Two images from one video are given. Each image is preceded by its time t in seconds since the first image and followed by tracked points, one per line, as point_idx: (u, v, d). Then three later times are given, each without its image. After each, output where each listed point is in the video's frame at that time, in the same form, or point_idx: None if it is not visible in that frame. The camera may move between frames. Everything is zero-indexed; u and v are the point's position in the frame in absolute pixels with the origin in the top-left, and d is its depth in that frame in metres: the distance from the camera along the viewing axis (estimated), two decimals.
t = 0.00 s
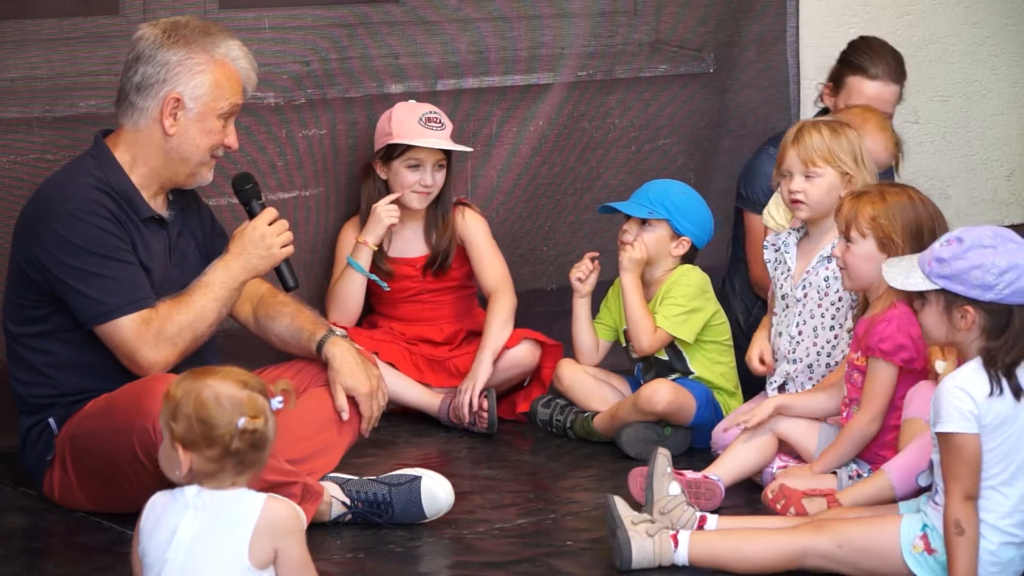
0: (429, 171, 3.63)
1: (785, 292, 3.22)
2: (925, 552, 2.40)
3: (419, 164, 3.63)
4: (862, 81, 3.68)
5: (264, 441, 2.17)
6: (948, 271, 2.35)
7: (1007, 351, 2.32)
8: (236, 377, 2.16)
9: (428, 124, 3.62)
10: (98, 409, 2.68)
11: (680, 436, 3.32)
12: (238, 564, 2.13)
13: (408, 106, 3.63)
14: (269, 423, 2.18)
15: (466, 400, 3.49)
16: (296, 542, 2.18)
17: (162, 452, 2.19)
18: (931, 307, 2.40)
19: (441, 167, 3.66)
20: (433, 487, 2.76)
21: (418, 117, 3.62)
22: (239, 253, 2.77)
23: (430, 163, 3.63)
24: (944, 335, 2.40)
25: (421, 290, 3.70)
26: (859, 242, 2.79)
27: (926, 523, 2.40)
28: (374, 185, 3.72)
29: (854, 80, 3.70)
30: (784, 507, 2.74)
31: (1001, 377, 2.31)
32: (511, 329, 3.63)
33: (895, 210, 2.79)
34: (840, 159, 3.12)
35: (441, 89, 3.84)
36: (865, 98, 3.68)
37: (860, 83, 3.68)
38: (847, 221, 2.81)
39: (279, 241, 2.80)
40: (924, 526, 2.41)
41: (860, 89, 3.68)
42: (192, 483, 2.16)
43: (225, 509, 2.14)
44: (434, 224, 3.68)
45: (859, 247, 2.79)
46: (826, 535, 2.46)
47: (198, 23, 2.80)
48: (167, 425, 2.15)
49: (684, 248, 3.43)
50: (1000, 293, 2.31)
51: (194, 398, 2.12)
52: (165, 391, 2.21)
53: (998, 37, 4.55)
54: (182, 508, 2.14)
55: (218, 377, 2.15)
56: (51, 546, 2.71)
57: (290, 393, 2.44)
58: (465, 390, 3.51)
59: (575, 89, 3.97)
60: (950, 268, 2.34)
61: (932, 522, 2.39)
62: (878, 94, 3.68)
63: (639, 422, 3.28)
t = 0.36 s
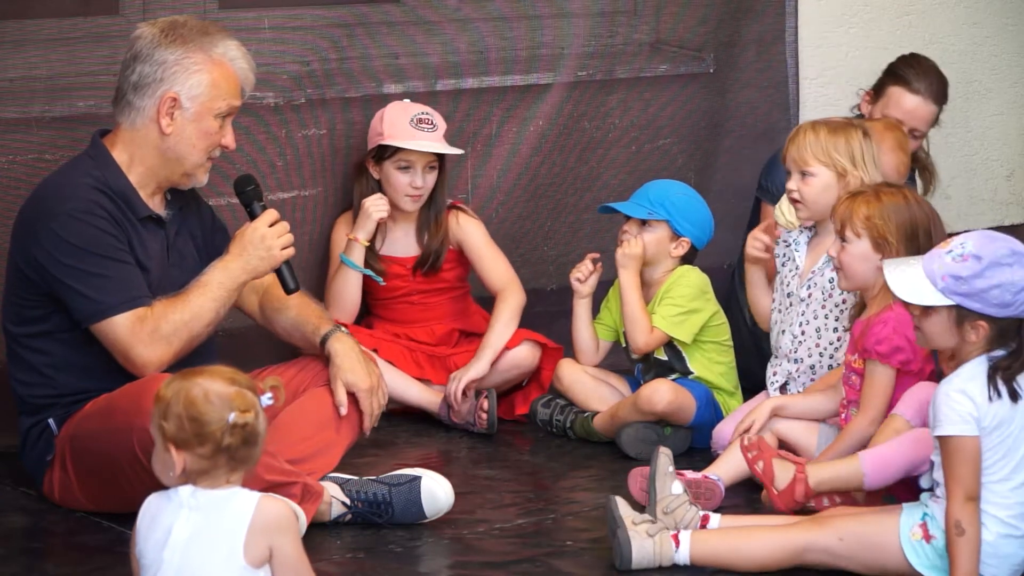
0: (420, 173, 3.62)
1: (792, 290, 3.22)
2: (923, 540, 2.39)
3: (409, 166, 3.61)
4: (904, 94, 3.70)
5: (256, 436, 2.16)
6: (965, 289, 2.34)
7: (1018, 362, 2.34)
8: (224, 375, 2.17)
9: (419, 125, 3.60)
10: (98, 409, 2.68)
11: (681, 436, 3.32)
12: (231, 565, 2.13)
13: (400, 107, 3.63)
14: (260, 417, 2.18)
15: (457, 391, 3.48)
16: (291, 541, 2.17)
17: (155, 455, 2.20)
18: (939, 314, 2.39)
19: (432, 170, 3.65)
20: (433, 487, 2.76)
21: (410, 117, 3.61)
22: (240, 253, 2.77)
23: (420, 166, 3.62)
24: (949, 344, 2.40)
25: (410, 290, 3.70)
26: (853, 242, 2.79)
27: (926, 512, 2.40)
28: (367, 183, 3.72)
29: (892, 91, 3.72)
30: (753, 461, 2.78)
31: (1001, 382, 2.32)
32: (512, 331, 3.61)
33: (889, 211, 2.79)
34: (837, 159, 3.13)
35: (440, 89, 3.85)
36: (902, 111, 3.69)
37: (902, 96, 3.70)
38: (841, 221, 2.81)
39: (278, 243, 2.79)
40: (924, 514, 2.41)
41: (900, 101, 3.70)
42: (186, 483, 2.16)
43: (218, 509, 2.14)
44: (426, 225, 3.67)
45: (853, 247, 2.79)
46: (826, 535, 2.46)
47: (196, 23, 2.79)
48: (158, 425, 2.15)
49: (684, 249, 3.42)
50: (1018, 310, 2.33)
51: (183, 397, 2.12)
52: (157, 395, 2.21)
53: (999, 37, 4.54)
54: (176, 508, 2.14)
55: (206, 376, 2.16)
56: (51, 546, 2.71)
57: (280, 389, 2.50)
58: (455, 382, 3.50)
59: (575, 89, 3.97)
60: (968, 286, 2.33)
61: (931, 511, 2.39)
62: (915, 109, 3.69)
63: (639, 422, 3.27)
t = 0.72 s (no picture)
0: (414, 167, 3.60)
1: (795, 288, 3.21)
2: (928, 550, 2.39)
3: (392, 157, 3.60)
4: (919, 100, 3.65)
5: (254, 434, 2.17)
6: (961, 283, 2.34)
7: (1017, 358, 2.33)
8: (222, 374, 2.17)
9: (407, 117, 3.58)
10: (99, 409, 2.67)
11: (680, 436, 3.32)
12: (230, 563, 2.13)
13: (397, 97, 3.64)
14: (258, 416, 2.18)
15: (458, 389, 3.48)
16: (291, 541, 2.17)
17: (154, 455, 2.20)
18: (936, 314, 2.39)
19: (416, 161, 3.61)
20: (433, 487, 2.76)
21: (400, 110, 3.60)
22: (252, 249, 2.75)
23: (404, 157, 3.59)
24: (948, 347, 2.40)
25: (407, 288, 3.70)
26: (852, 244, 2.80)
27: (931, 521, 2.40)
28: (365, 176, 3.71)
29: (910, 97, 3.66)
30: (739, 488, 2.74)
31: (1005, 381, 2.31)
32: (512, 330, 3.60)
33: (888, 213, 2.78)
34: (842, 160, 3.13)
35: (441, 89, 3.84)
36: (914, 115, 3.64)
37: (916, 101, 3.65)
38: (841, 222, 2.82)
39: (291, 239, 2.79)
40: (929, 524, 2.40)
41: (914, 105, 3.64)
42: (184, 482, 2.16)
43: (217, 507, 2.14)
44: (423, 220, 3.66)
45: (851, 248, 2.80)
46: (826, 534, 2.46)
47: (194, 23, 2.78)
48: (156, 425, 2.15)
49: (681, 249, 3.42)
50: (1014, 306, 2.33)
51: (181, 395, 2.12)
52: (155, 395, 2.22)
53: (999, 37, 4.54)
54: (175, 508, 2.14)
55: (204, 375, 2.16)
56: (51, 546, 2.71)
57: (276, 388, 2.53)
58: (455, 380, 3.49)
59: (575, 89, 3.97)
60: (963, 280, 2.34)
61: (937, 520, 2.38)
62: (930, 118, 3.63)
63: (639, 422, 3.28)
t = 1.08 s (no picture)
0: (433, 160, 3.64)
1: (795, 288, 3.22)
2: (929, 557, 2.39)
3: (408, 149, 3.62)
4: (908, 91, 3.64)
5: (255, 432, 2.17)
6: (953, 280, 2.35)
7: (1012, 359, 2.33)
8: (223, 373, 2.18)
9: (422, 108, 3.60)
10: (99, 409, 2.68)
11: (680, 436, 3.33)
12: (231, 564, 2.13)
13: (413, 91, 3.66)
14: (259, 414, 2.18)
15: (459, 388, 3.48)
16: (292, 541, 2.17)
17: (156, 456, 2.20)
18: (931, 314, 2.41)
19: (432, 153, 3.63)
20: (433, 487, 2.76)
21: (415, 101, 3.62)
22: (256, 255, 2.77)
23: (419, 149, 3.61)
24: (940, 346, 2.41)
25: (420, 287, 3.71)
26: (846, 247, 2.79)
27: (932, 527, 2.40)
28: (383, 172, 3.72)
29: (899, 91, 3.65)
30: (742, 489, 2.71)
31: (1001, 387, 2.31)
32: (515, 330, 3.62)
33: (884, 215, 2.78)
34: (842, 163, 3.13)
35: (444, 89, 3.84)
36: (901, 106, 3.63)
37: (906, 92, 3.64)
38: (836, 223, 2.81)
39: (295, 243, 2.81)
40: (930, 530, 2.40)
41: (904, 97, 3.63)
42: (186, 482, 2.16)
43: (218, 507, 2.14)
44: (445, 216, 3.71)
45: (846, 251, 2.79)
46: (826, 533, 2.46)
47: (195, 25, 2.76)
48: (157, 425, 2.15)
49: (676, 249, 3.41)
50: (1004, 306, 2.33)
51: (183, 394, 2.13)
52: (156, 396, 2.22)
53: (998, 37, 4.56)
54: (176, 507, 2.15)
55: (206, 374, 2.17)
56: (51, 546, 2.71)
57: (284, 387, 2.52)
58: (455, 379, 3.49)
59: (575, 89, 3.97)
60: (955, 277, 2.35)
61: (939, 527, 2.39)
62: (919, 111, 3.62)
63: (638, 421, 3.28)
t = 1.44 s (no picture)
0: (447, 154, 3.63)
1: (793, 288, 3.23)
2: (930, 558, 2.39)
3: (422, 145, 3.63)
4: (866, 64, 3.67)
5: (254, 433, 2.17)
6: (951, 278, 2.35)
7: (1006, 360, 2.33)
8: (221, 373, 2.18)
9: (433, 104, 3.61)
10: (99, 409, 2.68)
11: (680, 436, 3.33)
12: (229, 565, 2.13)
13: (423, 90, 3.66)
14: (257, 416, 2.18)
15: (458, 388, 3.48)
16: (291, 542, 2.17)
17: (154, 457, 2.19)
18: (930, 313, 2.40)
19: (446, 147, 3.63)
20: (433, 487, 2.76)
21: (425, 98, 3.63)
22: (251, 258, 2.77)
23: (433, 144, 3.62)
24: (938, 344, 2.41)
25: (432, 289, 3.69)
26: (844, 246, 2.79)
27: (933, 528, 2.41)
28: (399, 170, 3.72)
29: (856, 64, 3.69)
30: (737, 488, 2.69)
31: (1000, 387, 2.31)
32: (517, 333, 3.62)
33: (883, 215, 2.79)
34: (839, 163, 3.13)
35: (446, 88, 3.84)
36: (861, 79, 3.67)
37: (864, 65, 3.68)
38: (835, 222, 2.81)
39: (289, 246, 2.81)
40: (931, 531, 2.41)
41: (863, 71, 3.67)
42: (184, 483, 2.16)
43: (217, 508, 2.14)
44: (456, 215, 3.70)
45: (843, 250, 2.79)
46: (826, 533, 2.46)
47: (185, 27, 2.73)
48: (155, 427, 2.15)
49: (676, 249, 3.40)
50: (999, 304, 2.33)
51: (181, 396, 2.13)
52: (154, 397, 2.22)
53: (998, 37, 4.56)
54: (175, 508, 2.15)
55: (204, 374, 2.17)
56: (51, 546, 2.71)
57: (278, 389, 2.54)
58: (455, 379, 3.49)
59: (575, 89, 3.97)
60: (953, 274, 2.34)
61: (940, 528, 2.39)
62: (880, 77, 3.65)
63: (638, 422, 3.28)
